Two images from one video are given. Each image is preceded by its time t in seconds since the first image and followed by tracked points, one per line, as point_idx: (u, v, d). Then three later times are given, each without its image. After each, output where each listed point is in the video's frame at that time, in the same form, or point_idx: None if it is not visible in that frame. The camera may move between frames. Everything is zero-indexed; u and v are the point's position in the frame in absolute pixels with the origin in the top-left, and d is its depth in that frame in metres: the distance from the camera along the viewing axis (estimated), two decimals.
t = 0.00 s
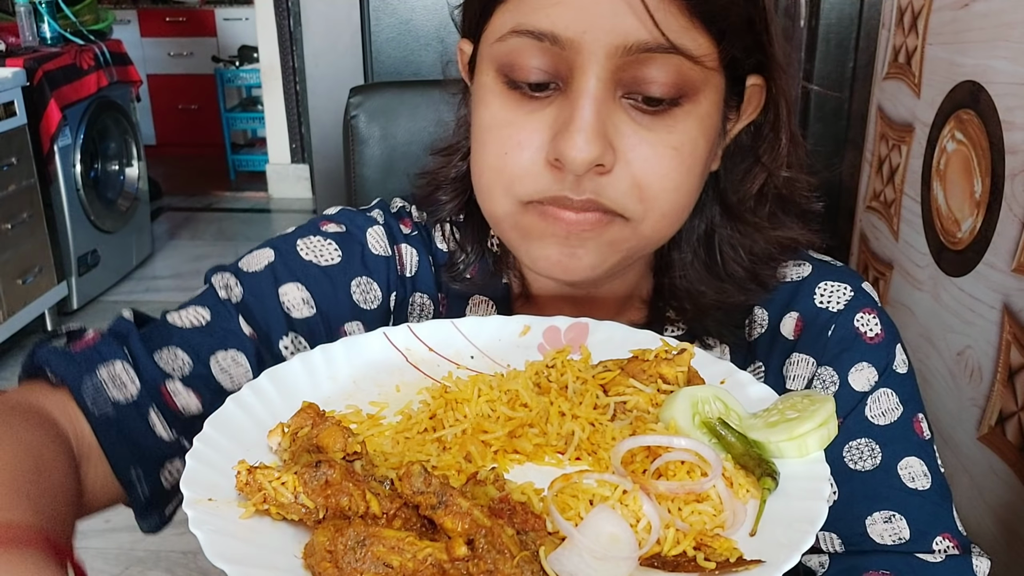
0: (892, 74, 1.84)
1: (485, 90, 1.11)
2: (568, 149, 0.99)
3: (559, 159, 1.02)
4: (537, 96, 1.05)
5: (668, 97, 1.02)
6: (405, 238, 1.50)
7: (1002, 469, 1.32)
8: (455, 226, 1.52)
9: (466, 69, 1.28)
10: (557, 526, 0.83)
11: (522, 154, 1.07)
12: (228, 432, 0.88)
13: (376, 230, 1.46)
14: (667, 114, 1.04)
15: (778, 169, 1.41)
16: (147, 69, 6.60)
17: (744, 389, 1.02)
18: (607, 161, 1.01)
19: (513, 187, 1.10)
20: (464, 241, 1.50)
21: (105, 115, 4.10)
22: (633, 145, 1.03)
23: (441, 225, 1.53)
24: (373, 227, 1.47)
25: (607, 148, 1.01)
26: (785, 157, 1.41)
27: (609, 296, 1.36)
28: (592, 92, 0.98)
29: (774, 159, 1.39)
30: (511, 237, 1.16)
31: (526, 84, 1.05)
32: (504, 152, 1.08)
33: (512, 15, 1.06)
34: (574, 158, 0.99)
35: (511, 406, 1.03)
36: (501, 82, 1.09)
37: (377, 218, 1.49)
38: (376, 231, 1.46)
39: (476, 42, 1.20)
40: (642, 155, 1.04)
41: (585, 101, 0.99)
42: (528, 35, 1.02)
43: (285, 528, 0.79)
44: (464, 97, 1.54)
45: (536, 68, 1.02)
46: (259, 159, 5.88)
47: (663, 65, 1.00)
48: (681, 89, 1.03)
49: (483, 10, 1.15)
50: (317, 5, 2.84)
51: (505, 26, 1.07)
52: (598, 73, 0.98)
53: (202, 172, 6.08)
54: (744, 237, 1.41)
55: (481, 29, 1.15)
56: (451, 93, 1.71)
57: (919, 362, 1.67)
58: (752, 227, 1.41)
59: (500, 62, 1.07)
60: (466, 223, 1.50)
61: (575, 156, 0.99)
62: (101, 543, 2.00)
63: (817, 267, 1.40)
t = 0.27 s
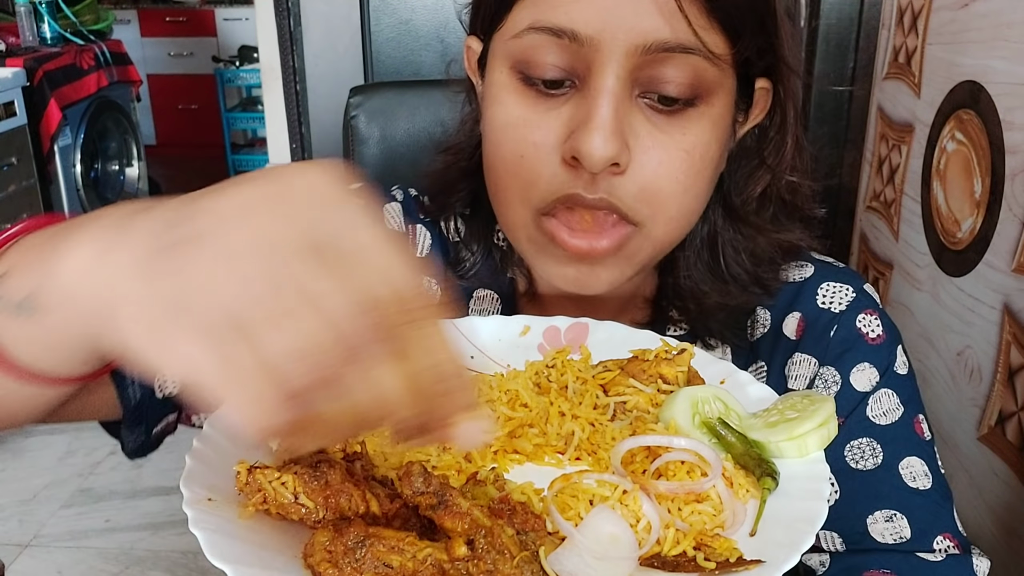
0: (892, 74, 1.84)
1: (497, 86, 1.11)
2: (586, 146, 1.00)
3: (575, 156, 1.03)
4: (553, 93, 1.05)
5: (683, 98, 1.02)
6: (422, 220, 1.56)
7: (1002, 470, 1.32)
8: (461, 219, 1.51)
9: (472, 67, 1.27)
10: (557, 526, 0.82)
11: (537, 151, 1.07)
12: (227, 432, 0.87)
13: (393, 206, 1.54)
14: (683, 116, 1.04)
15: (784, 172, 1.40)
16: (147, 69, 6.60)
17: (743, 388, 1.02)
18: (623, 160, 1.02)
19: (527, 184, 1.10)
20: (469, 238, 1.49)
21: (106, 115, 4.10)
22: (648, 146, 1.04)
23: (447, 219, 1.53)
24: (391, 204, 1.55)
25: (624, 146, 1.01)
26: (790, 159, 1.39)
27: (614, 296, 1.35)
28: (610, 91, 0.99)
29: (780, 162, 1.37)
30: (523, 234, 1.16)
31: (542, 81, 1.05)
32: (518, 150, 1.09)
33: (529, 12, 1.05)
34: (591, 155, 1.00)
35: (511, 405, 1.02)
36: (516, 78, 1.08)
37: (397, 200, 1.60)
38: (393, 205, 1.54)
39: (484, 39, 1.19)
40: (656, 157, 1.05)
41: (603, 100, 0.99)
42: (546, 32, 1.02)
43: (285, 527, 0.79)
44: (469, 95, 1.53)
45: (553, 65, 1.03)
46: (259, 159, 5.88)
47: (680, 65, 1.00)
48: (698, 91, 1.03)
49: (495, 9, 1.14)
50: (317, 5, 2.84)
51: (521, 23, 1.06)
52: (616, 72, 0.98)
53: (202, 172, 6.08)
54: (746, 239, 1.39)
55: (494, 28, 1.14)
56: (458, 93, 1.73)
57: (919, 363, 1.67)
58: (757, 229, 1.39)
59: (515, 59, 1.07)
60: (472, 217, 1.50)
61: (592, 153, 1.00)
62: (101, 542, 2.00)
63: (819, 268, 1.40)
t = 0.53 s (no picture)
0: (892, 74, 1.84)
1: (509, 88, 1.07)
2: (601, 149, 0.97)
3: (589, 158, 0.99)
4: (566, 95, 1.02)
5: (698, 100, 1.00)
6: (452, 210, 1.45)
7: (1003, 470, 1.32)
8: (474, 217, 1.43)
9: (485, 69, 1.26)
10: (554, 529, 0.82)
11: (550, 153, 1.03)
12: (228, 432, 0.87)
13: (428, 197, 1.40)
14: (698, 117, 1.02)
15: (792, 173, 1.42)
16: (147, 69, 6.59)
17: (743, 389, 1.03)
18: (637, 163, 0.99)
19: (540, 188, 1.07)
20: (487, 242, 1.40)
21: (105, 115, 4.10)
22: (662, 148, 1.01)
23: (459, 218, 1.44)
24: (425, 194, 1.41)
25: (639, 149, 0.99)
26: (801, 160, 1.40)
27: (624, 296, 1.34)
28: (626, 92, 0.96)
29: (790, 164, 1.39)
30: (532, 233, 1.15)
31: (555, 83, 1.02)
32: (531, 152, 1.05)
33: (543, 14, 1.03)
34: (606, 158, 0.97)
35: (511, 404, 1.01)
36: (529, 80, 1.04)
37: (431, 188, 1.45)
38: (428, 196, 1.41)
39: (498, 39, 1.17)
40: (670, 160, 1.02)
41: (619, 101, 0.96)
42: (559, 34, 0.99)
43: (285, 527, 0.79)
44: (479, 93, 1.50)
45: (567, 67, 0.99)
46: (259, 159, 5.88)
47: (696, 68, 0.98)
48: (712, 92, 1.01)
49: (510, 8, 1.11)
50: (317, 5, 2.84)
51: (536, 24, 1.03)
52: (631, 72, 0.95)
53: (202, 172, 6.08)
54: (756, 240, 1.39)
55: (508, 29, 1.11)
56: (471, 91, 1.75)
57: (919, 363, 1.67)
58: (766, 231, 1.40)
59: (528, 60, 1.04)
60: (484, 214, 1.42)
61: (606, 156, 0.97)
62: (101, 543, 2.00)
63: (825, 268, 1.38)
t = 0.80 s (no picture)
0: (892, 74, 1.84)
1: (522, 90, 1.06)
2: (614, 153, 0.97)
3: (602, 162, 0.99)
4: (579, 98, 1.02)
5: (711, 103, 1.01)
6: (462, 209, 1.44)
7: (1003, 470, 1.32)
8: (483, 217, 1.42)
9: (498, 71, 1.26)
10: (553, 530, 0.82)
11: (563, 157, 1.03)
12: (228, 432, 0.87)
13: (440, 196, 1.40)
14: (710, 121, 1.03)
15: (808, 175, 1.44)
16: (147, 69, 6.59)
17: (744, 388, 1.02)
18: (650, 167, 0.99)
19: (551, 192, 1.07)
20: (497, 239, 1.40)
21: (105, 115, 4.10)
22: (675, 152, 1.01)
23: (468, 219, 1.43)
24: (437, 193, 1.42)
25: (652, 153, 0.99)
26: (814, 162, 1.42)
27: (631, 298, 1.34)
28: (639, 96, 0.96)
29: (804, 166, 1.41)
30: (541, 236, 1.15)
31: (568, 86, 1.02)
32: (544, 155, 1.05)
33: (557, 16, 1.02)
34: (619, 162, 0.97)
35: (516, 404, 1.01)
36: (542, 82, 1.04)
37: (443, 188, 1.45)
38: (440, 196, 1.41)
39: (510, 42, 1.17)
40: (681, 163, 1.02)
41: (633, 105, 0.96)
42: (574, 37, 0.99)
43: (285, 527, 0.79)
44: (490, 94, 1.50)
45: (580, 70, 0.99)
46: (259, 159, 5.88)
47: (709, 72, 0.98)
48: (725, 96, 1.01)
49: (523, 12, 1.10)
50: (317, 5, 2.84)
51: (550, 27, 1.03)
52: (644, 76, 0.95)
53: (202, 172, 6.08)
54: (768, 240, 1.40)
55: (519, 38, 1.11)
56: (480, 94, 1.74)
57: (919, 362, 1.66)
58: (781, 232, 1.41)
59: (541, 63, 1.03)
60: (494, 214, 1.41)
61: (619, 160, 0.97)
62: (100, 543, 2.00)
63: (832, 271, 1.39)
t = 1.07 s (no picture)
0: (892, 75, 1.84)
1: (522, 91, 1.06)
2: (616, 154, 0.97)
3: (604, 164, 0.99)
4: (580, 99, 1.02)
5: (711, 104, 1.01)
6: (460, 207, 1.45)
7: (1002, 470, 1.32)
8: (483, 216, 1.42)
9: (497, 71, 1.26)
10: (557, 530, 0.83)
11: (565, 158, 1.03)
12: (227, 431, 0.87)
13: (438, 194, 1.41)
14: (710, 121, 1.03)
15: (808, 177, 1.44)
16: (146, 69, 6.59)
17: (743, 388, 1.02)
18: (652, 166, 0.99)
19: (551, 192, 1.06)
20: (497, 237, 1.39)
21: (105, 115, 4.10)
22: (675, 152, 1.01)
23: (468, 217, 1.43)
24: (435, 191, 1.42)
25: (653, 154, 0.99)
26: (815, 164, 1.42)
27: (630, 298, 1.34)
28: (639, 97, 0.96)
29: (804, 168, 1.41)
30: (546, 238, 1.15)
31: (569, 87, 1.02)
32: (546, 156, 1.05)
33: (557, 17, 1.02)
34: (622, 163, 0.97)
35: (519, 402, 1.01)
36: (543, 83, 1.04)
37: (442, 187, 1.46)
38: (438, 193, 1.41)
39: (510, 42, 1.17)
40: (683, 163, 1.02)
41: (633, 107, 0.96)
42: (574, 38, 0.99)
43: (284, 527, 0.79)
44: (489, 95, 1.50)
45: (581, 71, 0.99)
46: (259, 159, 5.88)
47: (709, 72, 0.98)
48: (725, 96, 1.02)
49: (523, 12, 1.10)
50: (317, 5, 2.85)
51: (550, 28, 1.03)
52: (645, 77, 0.96)
53: (202, 172, 6.08)
54: (768, 242, 1.40)
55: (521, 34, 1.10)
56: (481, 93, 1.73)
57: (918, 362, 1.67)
58: (780, 233, 1.41)
59: (541, 63, 1.03)
60: (494, 213, 1.41)
61: (622, 162, 0.97)
62: (100, 543, 2.00)
63: (831, 271, 1.39)
